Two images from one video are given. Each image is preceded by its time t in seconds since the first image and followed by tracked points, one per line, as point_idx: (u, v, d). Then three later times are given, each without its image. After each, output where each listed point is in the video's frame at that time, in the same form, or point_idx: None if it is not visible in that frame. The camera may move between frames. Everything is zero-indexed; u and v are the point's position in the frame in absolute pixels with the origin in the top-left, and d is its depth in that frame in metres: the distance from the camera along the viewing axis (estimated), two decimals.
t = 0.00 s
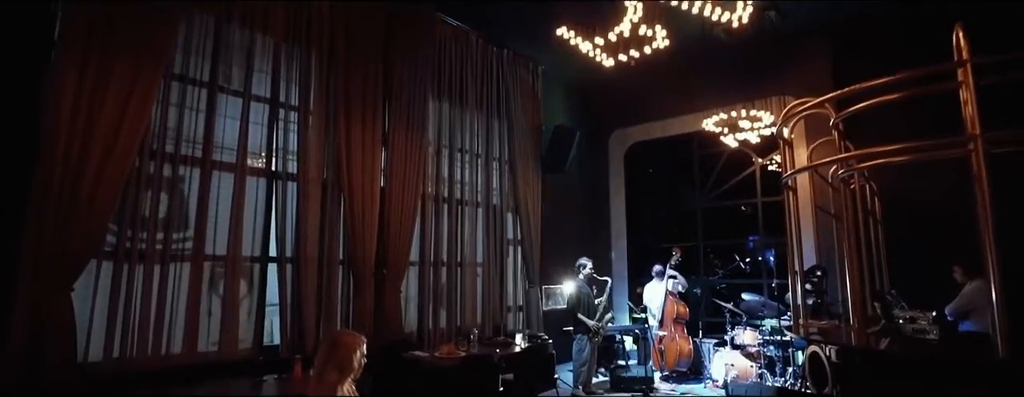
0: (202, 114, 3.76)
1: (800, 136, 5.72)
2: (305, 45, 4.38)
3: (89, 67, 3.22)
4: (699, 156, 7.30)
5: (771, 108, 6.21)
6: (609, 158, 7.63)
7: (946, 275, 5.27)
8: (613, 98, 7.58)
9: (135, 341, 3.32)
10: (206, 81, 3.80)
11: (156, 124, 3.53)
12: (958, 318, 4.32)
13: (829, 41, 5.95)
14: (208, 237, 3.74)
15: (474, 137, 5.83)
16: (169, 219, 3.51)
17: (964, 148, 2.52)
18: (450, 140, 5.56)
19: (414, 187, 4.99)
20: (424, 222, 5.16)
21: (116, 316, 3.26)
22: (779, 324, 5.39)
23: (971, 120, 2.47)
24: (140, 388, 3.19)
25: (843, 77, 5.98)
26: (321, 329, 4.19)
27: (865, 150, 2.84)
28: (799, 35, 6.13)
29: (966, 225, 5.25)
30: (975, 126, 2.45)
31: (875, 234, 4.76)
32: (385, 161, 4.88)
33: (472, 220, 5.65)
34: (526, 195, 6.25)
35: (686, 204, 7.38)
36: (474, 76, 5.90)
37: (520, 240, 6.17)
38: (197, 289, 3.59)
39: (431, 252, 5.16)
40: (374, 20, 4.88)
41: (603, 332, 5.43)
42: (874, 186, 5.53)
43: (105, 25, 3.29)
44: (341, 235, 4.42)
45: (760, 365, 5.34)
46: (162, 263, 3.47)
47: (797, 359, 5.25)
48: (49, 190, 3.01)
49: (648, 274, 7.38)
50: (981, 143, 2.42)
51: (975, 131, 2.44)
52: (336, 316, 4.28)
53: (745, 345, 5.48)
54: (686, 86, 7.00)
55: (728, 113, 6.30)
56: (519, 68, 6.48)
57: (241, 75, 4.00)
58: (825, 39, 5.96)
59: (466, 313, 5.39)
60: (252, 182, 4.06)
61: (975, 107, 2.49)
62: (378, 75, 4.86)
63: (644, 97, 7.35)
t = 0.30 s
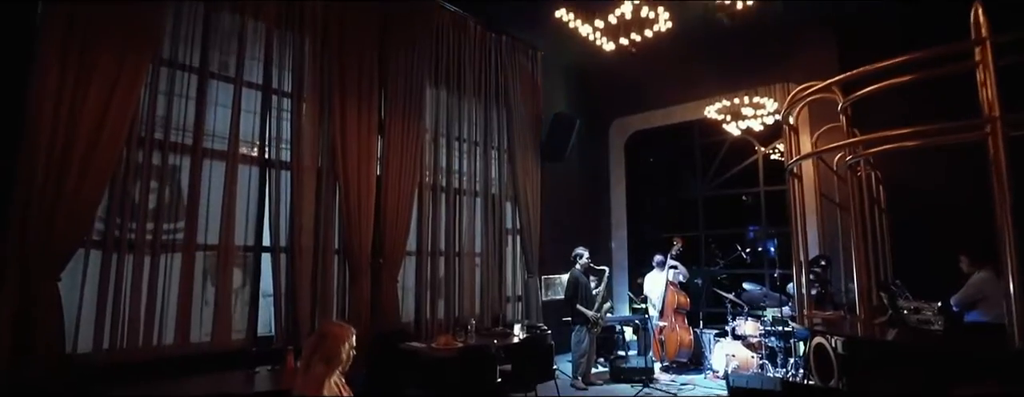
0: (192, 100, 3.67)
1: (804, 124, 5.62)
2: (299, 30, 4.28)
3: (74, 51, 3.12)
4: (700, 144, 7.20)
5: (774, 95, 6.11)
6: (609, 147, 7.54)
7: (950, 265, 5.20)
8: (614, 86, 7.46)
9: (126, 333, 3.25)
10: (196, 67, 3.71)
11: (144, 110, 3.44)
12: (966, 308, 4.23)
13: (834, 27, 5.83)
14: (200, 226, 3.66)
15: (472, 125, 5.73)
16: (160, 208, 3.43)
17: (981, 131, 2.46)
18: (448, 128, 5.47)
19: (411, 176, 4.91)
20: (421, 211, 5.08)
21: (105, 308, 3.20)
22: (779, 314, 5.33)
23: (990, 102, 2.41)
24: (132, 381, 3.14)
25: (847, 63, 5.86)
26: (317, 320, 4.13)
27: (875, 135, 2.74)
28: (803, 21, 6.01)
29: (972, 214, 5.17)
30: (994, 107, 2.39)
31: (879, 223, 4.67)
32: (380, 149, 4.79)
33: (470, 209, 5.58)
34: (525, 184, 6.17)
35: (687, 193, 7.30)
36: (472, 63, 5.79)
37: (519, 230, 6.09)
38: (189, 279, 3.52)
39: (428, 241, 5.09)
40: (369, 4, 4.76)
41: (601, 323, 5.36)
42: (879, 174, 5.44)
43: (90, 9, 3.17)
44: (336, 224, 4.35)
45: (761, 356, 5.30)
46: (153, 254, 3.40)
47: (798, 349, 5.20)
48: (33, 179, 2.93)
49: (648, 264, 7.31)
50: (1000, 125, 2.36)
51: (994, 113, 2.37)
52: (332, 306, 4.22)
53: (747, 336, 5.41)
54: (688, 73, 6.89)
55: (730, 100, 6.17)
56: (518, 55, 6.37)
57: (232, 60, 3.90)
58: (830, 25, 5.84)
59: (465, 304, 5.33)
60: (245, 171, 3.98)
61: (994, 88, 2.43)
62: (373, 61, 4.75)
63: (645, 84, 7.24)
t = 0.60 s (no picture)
0: (182, 87, 3.58)
1: (807, 112, 5.53)
2: (291, 15, 4.18)
3: (58, 35, 3.03)
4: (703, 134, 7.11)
5: (778, 82, 6.01)
6: (609, 136, 7.44)
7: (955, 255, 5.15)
8: (614, 75, 7.35)
9: (116, 325, 3.20)
10: (185, 53, 3.61)
11: (132, 97, 3.35)
12: (969, 300, 4.16)
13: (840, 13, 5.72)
14: (191, 216, 3.60)
15: (470, 114, 5.64)
16: (149, 198, 3.36)
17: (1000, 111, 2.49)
18: (446, 116, 5.38)
19: (408, 165, 4.83)
20: (419, 200, 5.01)
21: (94, 299, 3.14)
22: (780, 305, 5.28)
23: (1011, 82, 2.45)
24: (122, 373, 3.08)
25: (853, 51, 5.76)
26: (313, 310, 4.09)
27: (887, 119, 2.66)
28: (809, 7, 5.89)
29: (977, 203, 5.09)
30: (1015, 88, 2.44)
31: (883, 213, 4.58)
32: (376, 139, 4.70)
33: (468, 199, 5.50)
34: (524, 173, 6.09)
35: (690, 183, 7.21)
36: (470, 51, 5.67)
37: (518, 220, 6.01)
38: (180, 270, 3.46)
39: (426, 232, 5.03)
40: None
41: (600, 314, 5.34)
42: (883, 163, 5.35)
43: None
44: (332, 213, 4.28)
45: (762, 348, 5.22)
46: (142, 245, 3.33)
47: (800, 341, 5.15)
48: (16, 168, 2.85)
49: (649, 255, 7.25)
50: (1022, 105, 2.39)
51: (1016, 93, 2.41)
52: (328, 297, 4.17)
53: (748, 327, 5.34)
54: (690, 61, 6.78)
55: (734, 87, 6.09)
56: (517, 43, 6.25)
57: (223, 45, 3.79)
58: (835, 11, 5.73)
59: (463, 295, 5.28)
60: (238, 159, 3.90)
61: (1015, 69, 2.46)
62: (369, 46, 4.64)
63: (646, 73, 7.13)
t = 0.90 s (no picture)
0: (172, 75, 3.49)
1: (812, 101, 5.42)
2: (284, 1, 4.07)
3: (42, 23, 2.95)
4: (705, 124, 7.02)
5: (782, 70, 5.93)
6: (610, 126, 7.35)
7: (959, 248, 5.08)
8: (616, 64, 7.25)
9: (105, 317, 3.13)
10: (175, 40, 3.51)
11: (120, 85, 3.26)
12: (976, 291, 4.10)
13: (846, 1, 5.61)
14: (183, 206, 3.52)
15: (469, 103, 5.55)
16: (138, 188, 3.29)
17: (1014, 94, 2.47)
18: (443, 105, 5.30)
19: (405, 155, 4.75)
20: (416, 191, 4.94)
21: (83, 292, 3.08)
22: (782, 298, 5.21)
23: None
24: (112, 367, 3.02)
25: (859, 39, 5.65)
26: (308, 303, 4.03)
27: (896, 104, 2.62)
28: None
29: (982, 193, 5.01)
30: None
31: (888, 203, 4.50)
32: (372, 129, 4.62)
33: (466, 190, 5.43)
34: (524, 163, 6.01)
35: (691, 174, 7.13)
36: (468, 39, 5.56)
37: (518, 211, 5.91)
38: (171, 262, 3.39)
39: (423, 222, 4.97)
40: None
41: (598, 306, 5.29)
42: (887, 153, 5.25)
43: None
44: (327, 204, 4.21)
45: (762, 340, 5.11)
46: (132, 236, 3.26)
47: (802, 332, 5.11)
48: None
49: (649, 246, 7.19)
50: None
51: None
52: (323, 289, 4.11)
53: (748, 319, 5.22)
54: (692, 50, 6.67)
55: (736, 75, 5.99)
56: (517, 31, 6.14)
57: (214, 32, 3.70)
58: None
59: (461, 287, 5.23)
60: (230, 148, 3.82)
61: None
62: (364, 33, 4.54)
63: (648, 61, 7.02)
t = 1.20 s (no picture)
0: (159, 64, 3.40)
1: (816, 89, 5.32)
2: None
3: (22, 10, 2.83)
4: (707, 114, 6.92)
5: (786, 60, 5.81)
6: (610, 117, 7.25)
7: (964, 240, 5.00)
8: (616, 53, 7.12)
9: (93, 312, 3.07)
10: (163, 27, 3.40)
11: (105, 74, 3.16)
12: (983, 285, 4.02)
13: None
14: (172, 197, 3.45)
15: (467, 93, 5.45)
16: (126, 179, 3.21)
17: None
18: (440, 95, 5.20)
19: (401, 146, 4.66)
20: (412, 182, 4.86)
21: (69, 286, 3.01)
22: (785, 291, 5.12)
23: None
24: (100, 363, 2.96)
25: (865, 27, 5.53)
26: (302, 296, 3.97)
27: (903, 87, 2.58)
28: None
29: (989, 186, 4.91)
30: None
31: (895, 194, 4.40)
32: (368, 120, 4.52)
33: (464, 182, 5.35)
34: (523, 154, 5.93)
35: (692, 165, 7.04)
36: (466, 27, 5.44)
37: (516, 202, 5.85)
38: (161, 255, 3.32)
39: (420, 214, 4.89)
40: None
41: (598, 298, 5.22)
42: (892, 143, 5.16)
43: None
44: (321, 196, 4.14)
45: (765, 333, 4.99)
46: (120, 228, 3.19)
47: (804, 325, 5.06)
48: None
49: (649, 238, 7.11)
50: None
51: None
52: (318, 283, 4.04)
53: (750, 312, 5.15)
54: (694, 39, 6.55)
55: (740, 64, 5.92)
56: (515, 20, 6.03)
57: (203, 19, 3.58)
58: None
59: (459, 280, 5.16)
60: (221, 138, 3.73)
61: None
62: (359, 20, 4.43)
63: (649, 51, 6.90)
